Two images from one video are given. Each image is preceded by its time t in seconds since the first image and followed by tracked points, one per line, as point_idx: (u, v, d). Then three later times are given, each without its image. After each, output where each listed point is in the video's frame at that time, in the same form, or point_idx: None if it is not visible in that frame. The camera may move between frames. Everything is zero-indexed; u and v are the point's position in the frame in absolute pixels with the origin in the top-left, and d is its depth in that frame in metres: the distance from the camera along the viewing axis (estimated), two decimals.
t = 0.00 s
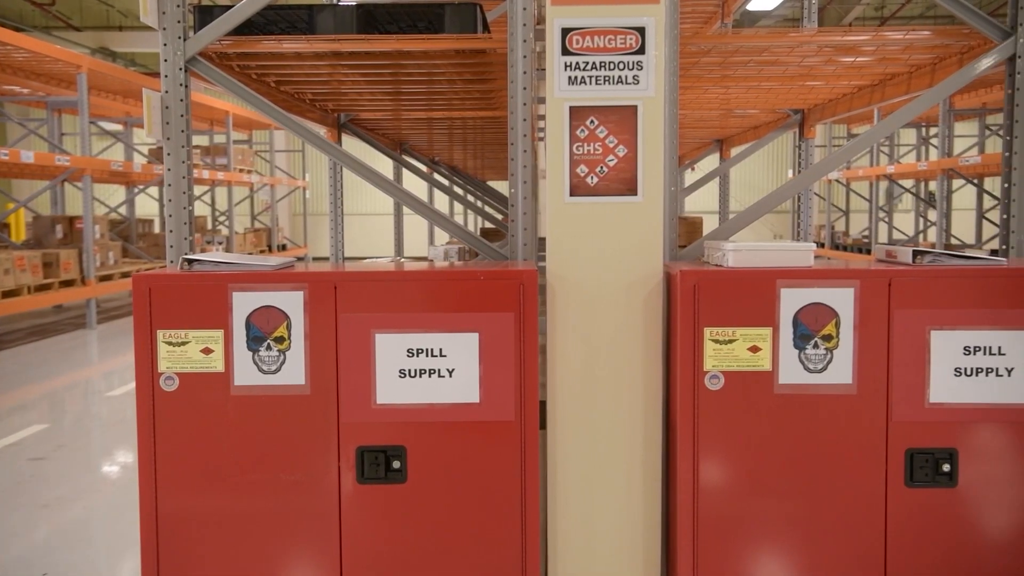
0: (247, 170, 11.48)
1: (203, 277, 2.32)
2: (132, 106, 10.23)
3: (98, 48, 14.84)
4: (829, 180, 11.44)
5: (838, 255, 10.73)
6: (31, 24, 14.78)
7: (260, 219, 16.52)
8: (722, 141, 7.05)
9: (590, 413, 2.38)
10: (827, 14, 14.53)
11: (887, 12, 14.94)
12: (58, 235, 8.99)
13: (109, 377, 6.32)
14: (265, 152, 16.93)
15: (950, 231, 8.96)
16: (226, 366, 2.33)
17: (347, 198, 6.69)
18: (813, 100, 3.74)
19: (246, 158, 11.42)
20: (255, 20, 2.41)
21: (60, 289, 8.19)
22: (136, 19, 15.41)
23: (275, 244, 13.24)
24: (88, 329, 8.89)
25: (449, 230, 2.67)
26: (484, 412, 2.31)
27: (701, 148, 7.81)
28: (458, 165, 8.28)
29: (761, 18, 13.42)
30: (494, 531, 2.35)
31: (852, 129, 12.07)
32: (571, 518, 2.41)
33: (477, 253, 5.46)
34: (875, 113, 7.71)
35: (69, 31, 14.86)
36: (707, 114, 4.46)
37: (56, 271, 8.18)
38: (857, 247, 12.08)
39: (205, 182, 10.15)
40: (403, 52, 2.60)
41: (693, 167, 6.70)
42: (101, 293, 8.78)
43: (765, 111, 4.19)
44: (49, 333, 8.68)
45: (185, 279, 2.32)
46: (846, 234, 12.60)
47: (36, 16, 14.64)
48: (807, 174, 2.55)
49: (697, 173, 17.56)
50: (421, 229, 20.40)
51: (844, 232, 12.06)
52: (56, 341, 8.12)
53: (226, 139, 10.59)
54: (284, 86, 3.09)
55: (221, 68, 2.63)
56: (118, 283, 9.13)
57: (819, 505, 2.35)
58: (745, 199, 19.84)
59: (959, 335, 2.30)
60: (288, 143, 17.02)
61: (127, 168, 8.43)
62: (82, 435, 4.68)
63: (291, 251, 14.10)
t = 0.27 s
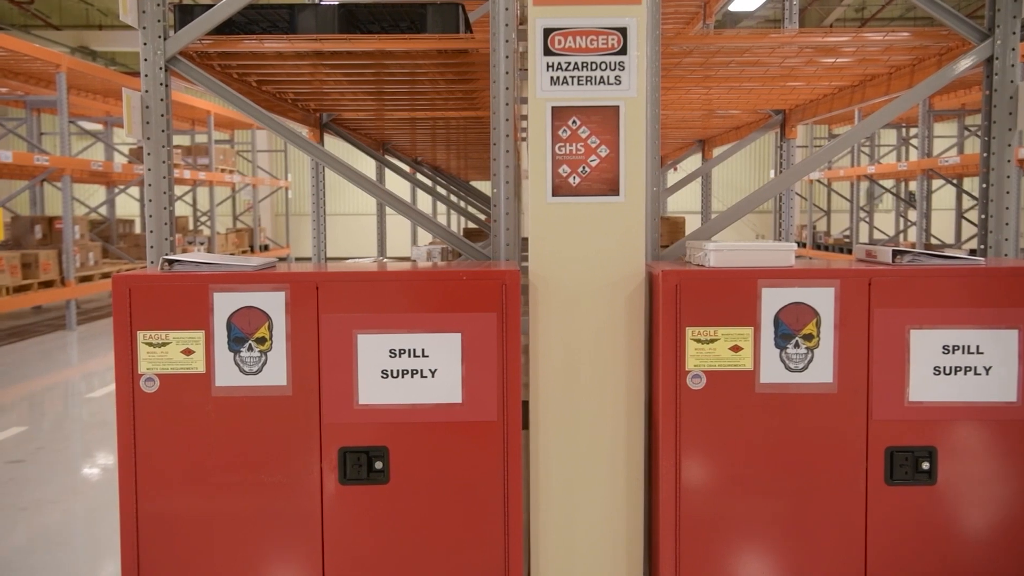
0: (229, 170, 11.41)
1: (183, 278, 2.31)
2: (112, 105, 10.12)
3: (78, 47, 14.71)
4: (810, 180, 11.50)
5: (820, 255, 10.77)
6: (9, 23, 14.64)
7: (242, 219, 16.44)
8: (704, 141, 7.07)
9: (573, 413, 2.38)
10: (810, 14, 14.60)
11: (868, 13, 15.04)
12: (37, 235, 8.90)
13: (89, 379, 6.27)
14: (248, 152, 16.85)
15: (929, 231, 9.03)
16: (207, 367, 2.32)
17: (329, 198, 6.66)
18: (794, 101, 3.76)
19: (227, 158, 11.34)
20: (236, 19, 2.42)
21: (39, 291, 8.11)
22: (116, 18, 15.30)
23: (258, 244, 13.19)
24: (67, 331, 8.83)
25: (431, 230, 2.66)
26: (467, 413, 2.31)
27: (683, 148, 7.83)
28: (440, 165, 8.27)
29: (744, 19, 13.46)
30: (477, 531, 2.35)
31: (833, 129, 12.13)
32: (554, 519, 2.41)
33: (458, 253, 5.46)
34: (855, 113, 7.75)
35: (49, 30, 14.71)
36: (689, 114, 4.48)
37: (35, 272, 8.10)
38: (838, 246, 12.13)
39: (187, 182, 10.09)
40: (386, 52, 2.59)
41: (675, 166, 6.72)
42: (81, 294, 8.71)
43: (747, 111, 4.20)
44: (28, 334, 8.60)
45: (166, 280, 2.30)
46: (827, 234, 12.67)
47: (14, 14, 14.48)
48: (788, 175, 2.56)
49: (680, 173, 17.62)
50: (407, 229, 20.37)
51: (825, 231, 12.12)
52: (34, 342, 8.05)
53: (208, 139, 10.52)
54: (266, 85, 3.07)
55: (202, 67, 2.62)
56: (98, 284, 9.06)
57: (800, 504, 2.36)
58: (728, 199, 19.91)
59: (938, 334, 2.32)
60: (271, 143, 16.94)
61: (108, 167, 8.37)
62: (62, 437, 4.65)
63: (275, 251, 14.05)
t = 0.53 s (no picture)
0: (210, 170, 11.32)
1: (163, 279, 2.29)
2: (91, 104, 10.01)
3: (56, 45, 14.56)
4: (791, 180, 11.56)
5: (801, 255, 10.82)
6: None
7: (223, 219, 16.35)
8: (685, 141, 7.09)
9: (555, 413, 2.39)
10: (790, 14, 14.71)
11: (848, 14, 15.16)
12: (16, 235, 8.81)
13: (69, 381, 6.22)
14: (230, 152, 16.77)
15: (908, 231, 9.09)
16: (187, 368, 2.30)
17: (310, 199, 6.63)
18: (775, 101, 3.78)
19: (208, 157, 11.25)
20: (217, 18, 2.42)
21: (17, 292, 8.03)
22: (95, 16, 15.16)
23: (240, 245, 13.13)
24: (47, 332, 8.74)
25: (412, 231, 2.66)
26: (449, 413, 2.31)
27: (665, 148, 7.85)
28: (422, 165, 8.25)
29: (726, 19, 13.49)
30: (459, 532, 2.35)
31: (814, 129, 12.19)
32: (536, 518, 2.41)
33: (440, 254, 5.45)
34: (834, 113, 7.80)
35: (27, 28, 14.55)
36: (670, 115, 4.49)
37: (13, 273, 8.01)
38: (819, 246, 12.20)
39: (167, 182, 10.01)
40: (367, 52, 2.59)
41: (657, 166, 6.73)
42: (60, 295, 8.62)
43: (728, 112, 4.22)
44: (7, 336, 8.51)
45: (146, 281, 2.29)
46: (808, 234, 12.74)
47: None
48: (768, 175, 2.58)
49: (662, 173, 17.68)
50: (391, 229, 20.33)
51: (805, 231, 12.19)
52: (12, 344, 7.97)
53: (188, 139, 10.45)
54: (246, 84, 3.06)
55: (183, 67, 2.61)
56: (77, 285, 8.97)
57: (781, 502, 2.37)
58: (711, 199, 19.96)
59: (917, 333, 2.33)
60: (254, 143, 16.88)
61: (87, 167, 8.30)
62: (40, 439, 4.61)
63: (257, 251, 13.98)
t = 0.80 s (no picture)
0: (190, 170, 11.25)
1: (142, 279, 2.27)
2: (69, 104, 9.92)
3: (33, 44, 14.42)
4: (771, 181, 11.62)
5: (782, 255, 10.88)
6: None
7: (203, 220, 16.25)
8: (666, 141, 7.11)
9: (536, 412, 2.39)
10: (771, 15, 14.81)
11: (828, 16, 15.28)
12: None
13: (47, 383, 6.17)
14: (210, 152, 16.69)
15: (887, 231, 9.15)
16: (167, 369, 2.29)
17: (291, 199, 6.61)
18: (755, 102, 3.80)
19: (189, 158, 11.17)
20: (195, 18, 2.40)
21: None
22: (73, 14, 15.02)
23: (221, 245, 13.06)
24: (24, 334, 8.66)
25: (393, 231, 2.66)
26: (430, 414, 2.31)
27: (646, 148, 7.87)
28: (403, 165, 8.23)
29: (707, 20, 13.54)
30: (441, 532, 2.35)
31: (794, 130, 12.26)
32: (517, 517, 2.42)
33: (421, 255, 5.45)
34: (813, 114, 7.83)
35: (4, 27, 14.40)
36: (651, 115, 4.50)
37: None
38: (799, 246, 12.27)
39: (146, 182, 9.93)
40: (348, 52, 2.59)
41: (639, 166, 6.75)
42: (37, 296, 8.54)
43: (708, 112, 4.24)
44: None
45: (124, 281, 2.27)
46: (789, 234, 12.81)
47: None
48: (748, 175, 2.59)
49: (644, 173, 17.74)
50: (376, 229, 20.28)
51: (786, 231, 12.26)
52: None
53: (168, 139, 10.37)
54: (227, 84, 3.05)
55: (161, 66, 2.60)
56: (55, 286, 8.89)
57: (761, 501, 2.38)
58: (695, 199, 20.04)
59: (896, 332, 2.35)
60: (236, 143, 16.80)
61: (65, 167, 8.24)
62: (17, 441, 4.58)
63: (239, 251, 13.91)
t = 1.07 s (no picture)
0: (170, 170, 11.17)
1: (120, 280, 2.26)
2: (47, 103, 9.82)
3: (11, 43, 14.28)
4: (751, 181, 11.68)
5: (763, 255, 10.92)
6: None
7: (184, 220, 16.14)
8: (647, 141, 7.13)
9: (517, 412, 2.39)
10: (752, 16, 14.90)
11: (808, 17, 15.44)
12: None
13: (24, 385, 6.10)
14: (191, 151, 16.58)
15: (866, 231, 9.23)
16: (145, 370, 2.27)
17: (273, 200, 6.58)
18: (735, 102, 3.81)
19: (169, 157, 11.08)
20: (173, 16, 2.39)
21: None
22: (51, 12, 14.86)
23: (201, 246, 12.97)
24: None
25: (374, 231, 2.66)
26: (411, 414, 2.30)
27: (627, 148, 7.89)
28: (384, 165, 8.21)
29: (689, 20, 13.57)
30: (422, 533, 2.35)
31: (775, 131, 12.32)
32: (499, 517, 2.42)
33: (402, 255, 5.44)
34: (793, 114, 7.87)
35: None
36: (632, 115, 4.52)
37: None
38: (779, 246, 12.32)
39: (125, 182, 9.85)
40: (329, 51, 2.59)
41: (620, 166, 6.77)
42: (14, 298, 8.44)
43: (689, 112, 4.26)
44: None
45: (101, 282, 2.25)
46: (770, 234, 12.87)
47: None
48: (728, 175, 2.61)
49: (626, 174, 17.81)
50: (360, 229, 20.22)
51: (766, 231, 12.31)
52: None
53: (148, 139, 10.29)
54: (206, 83, 3.03)
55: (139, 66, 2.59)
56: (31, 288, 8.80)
57: (741, 499, 2.40)
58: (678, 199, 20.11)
59: (874, 332, 2.37)
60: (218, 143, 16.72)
61: (42, 167, 8.16)
62: None
63: (220, 252, 13.82)
